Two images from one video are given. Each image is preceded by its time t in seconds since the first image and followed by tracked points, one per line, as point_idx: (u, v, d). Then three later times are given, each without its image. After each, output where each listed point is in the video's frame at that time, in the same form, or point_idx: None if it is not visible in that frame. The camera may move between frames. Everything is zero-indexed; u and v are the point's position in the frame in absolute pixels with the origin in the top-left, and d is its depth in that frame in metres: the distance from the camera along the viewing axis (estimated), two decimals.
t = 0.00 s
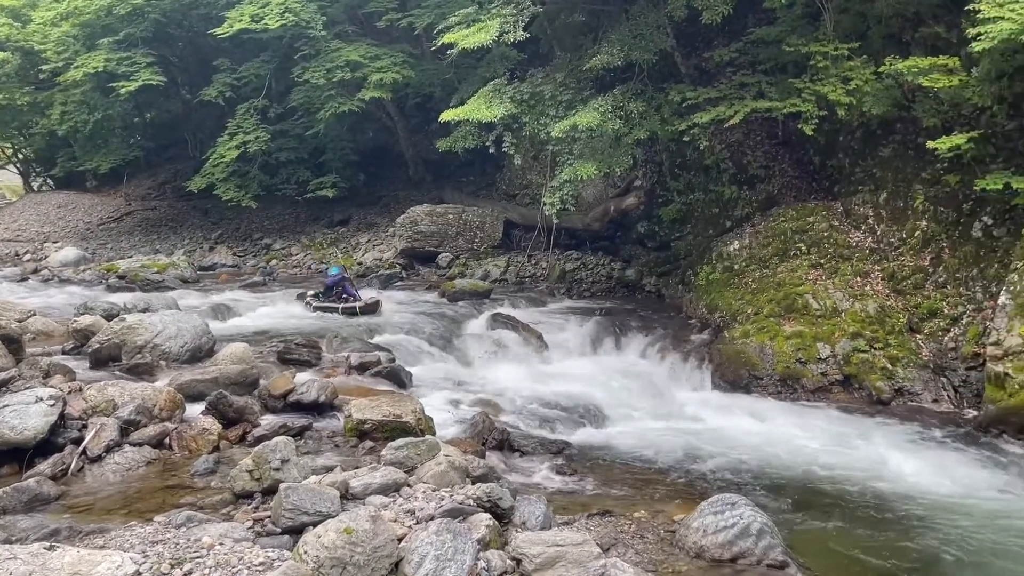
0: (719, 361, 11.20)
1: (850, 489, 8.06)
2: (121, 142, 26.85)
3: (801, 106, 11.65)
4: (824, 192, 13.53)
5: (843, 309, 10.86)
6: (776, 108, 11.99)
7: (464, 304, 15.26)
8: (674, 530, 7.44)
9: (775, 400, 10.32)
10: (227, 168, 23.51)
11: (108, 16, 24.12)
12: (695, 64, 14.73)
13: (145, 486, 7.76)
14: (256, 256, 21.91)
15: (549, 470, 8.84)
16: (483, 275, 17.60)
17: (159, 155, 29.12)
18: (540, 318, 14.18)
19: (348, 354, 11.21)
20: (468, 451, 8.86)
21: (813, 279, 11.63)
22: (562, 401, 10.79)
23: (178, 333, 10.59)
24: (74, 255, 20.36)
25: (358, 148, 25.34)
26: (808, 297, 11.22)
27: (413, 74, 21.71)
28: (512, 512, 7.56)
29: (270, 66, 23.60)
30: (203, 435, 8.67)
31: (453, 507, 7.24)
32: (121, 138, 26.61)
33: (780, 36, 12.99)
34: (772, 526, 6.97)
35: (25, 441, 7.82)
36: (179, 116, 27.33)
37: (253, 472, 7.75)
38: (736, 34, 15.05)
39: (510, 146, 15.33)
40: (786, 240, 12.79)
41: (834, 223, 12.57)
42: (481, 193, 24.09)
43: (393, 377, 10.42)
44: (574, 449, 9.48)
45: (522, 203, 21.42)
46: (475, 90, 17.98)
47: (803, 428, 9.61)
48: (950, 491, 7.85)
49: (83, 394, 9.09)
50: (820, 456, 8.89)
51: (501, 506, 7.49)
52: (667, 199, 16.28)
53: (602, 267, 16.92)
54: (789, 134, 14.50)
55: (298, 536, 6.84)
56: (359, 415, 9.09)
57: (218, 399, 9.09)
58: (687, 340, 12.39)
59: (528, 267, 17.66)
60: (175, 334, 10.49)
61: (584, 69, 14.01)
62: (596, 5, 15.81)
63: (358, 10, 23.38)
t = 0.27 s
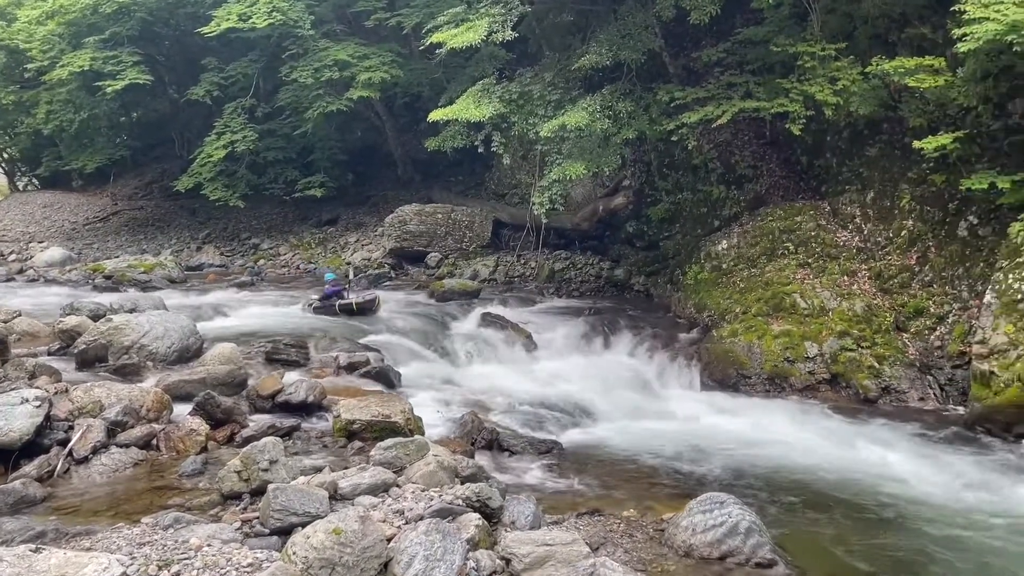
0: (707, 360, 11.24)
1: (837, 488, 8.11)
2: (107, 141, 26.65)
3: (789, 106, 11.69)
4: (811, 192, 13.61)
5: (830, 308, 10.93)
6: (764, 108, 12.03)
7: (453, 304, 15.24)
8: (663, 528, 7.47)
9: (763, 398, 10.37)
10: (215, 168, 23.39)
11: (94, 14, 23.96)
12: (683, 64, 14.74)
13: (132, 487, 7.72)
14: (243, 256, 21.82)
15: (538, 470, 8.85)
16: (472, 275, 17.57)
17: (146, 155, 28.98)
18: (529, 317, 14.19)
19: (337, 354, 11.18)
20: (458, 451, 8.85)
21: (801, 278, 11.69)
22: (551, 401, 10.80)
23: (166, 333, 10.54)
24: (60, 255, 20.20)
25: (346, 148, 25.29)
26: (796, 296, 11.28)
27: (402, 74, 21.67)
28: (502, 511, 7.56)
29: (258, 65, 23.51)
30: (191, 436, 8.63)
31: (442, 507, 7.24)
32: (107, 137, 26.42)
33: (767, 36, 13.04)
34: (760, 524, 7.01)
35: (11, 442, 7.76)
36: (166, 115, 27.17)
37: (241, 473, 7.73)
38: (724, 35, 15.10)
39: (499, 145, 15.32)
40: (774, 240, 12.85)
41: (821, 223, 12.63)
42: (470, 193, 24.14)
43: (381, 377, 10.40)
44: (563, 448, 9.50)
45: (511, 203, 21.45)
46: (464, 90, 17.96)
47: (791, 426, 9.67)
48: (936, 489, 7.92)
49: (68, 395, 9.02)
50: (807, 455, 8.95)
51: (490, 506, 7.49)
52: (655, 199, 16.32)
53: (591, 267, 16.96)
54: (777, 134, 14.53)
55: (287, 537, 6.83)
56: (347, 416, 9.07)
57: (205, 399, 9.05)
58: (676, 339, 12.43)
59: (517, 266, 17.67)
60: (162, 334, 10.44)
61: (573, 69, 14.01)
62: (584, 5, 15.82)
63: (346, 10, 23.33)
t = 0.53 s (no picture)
0: (696, 358, 11.28)
1: (825, 485, 8.16)
2: (94, 139, 26.46)
3: (777, 106, 11.73)
4: (800, 191, 13.68)
5: (818, 306, 10.98)
6: (753, 107, 12.07)
7: (443, 302, 15.25)
8: (652, 527, 7.51)
9: (752, 397, 10.41)
10: (203, 166, 23.27)
11: (80, 11, 23.76)
12: (672, 64, 14.59)
13: (120, 487, 7.68)
14: (231, 255, 21.75)
15: (528, 469, 8.86)
16: (462, 274, 17.58)
17: (133, 153, 28.67)
18: (519, 316, 14.20)
19: (326, 353, 11.16)
20: (448, 450, 8.85)
21: (789, 277, 11.76)
22: (541, 399, 10.81)
23: (154, 332, 10.50)
24: (46, 254, 20.06)
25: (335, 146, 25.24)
26: (784, 295, 11.34)
27: (391, 72, 21.62)
28: (491, 510, 7.57)
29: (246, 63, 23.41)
30: (179, 436, 8.60)
31: (432, 506, 7.24)
32: (94, 135, 26.23)
33: (755, 35, 13.08)
34: (749, 522, 7.05)
35: None
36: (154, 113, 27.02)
37: (230, 472, 7.71)
38: (713, 34, 15.15)
39: (489, 144, 15.31)
40: (762, 239, 12.91)
41: (809, 221, 12.70)
42: (459, 192, 24.23)
43: (371, 376, 10.38)
44: (553, 447, 9.52)
45: (501, 201, 21.80)
46: (453, 88, 17.94)
47: (779, 424, 9.71)
48: (922, 486, 7.98)
49: (55, 394, 8.97)
50: (795, 453, 9.00)
51: (480, 505, 7.50)
52: (645, 197, 16.38)
53: (580, 266, 17.03)
54: (766, 133, 14.59)
55: (276, 537, 6.82)
56: (337, 415, 9.06)
57: (193, 399, 9.02)
58: (665, 337, 12.47)
59: (507, 265, 17.72)
60: (150, 333, 10.40)
61: (563, 68, 14.00)
62: (574, 4, 15.83)
63: (335, 7, 23.25)
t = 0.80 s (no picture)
0: (685, 356, 11.32)
1: (812, 482, 8.22)
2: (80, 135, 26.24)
3: (766, 104, 11.76)
4: (788, 189, 13.74)
5: (806, 304, 11.03)
6: (741, 105, 12.09)
7: (432, 300, 15.23)
8: (641, 524, 7.54)
9: (740, 394, 10.46)
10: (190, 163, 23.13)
11: (66, 6, 23.56)
12: (661, 62, 14.65)
13: (107, 486, 7.65)
14: (219, 253, 21.66)
15: (517, 466, 8.88)
16: (451, 272, 17.58)
17: (119, 149, 28.13)
18: (508, 314, 14.21)
19: (314, 351, 11.14)
20: (437, 448, 8.86)
21: (777, 274, 11.82)
22: (531, 397, 10.83)
23: (141, 330, 10.45)
24: (32, 251, 19.90)
25: (324, 143, 25.16)
26: (773, 292, 11.39)
27: (380, 69, 21.56)
28: (481, 508, 7.59)
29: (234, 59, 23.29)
30: (167, 434, 8.57)
31: (421, 504, 7.25)
32: (80, 131, 26.02)
33: (744, 34, 13.11)
34: (737, 519, 7.10)
35: None
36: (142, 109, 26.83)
37: (218, 470, 7.69)
38: (701, 32, 15.17)
39: (478, 142, 15.31)
40: (750, 236, 12.96)
41: (797, 219, 12.77)
42: (448, 189, 24.27)
43: (360, 374, 10.36)
44: (542, 444, 9.53)
45: (489, 199, 22.00)
46: (442, 86, 17.91)
47: (767, 421, 9.76)
48: (908, 482, 8.06)
49: (41, 393, 8.92)
50: (782, 449, 9.05)
51: (469, 503, 7.52)
52: (634, 195, 16.40)
53: (570, 263, 17.07)
54: (754, 131, 14.63)
55: (264, 535, 6.81)
56: (326, 413, 9.05)
57: (181, 397, 8.99)
58: (654, 335, 12.50)
59: (496, 263, 17.73)
60: (137, 331, 10.35)
61: (552, 65, 13.99)
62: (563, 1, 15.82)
63: (324, 4, 23.15)
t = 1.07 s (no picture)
0: (673, 351, 11.36)
1: (798, 477, 8.27)
2: (65, 130, 26.02)
3: (754, 100, 11.78)
4: (776, 185, 13.81)
5: (793, 300, 11.08)
6: (729, 101, 12.12)
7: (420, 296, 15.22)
8: (629, 519, 7.57)
9: (728, 389, 10.50)
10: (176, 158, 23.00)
11: None
12: (649, 58, 14.68)
13: (93, 483, 7.61)
14: (206, 248, 21.58)
15: (505, 462, 8.89)
16: (439, 268, 17.59)
17: (104, 144, 28.23)
18: (496, 310, 14.21)
19: (302, 347, 11.11)
20: (425, 444, 8.85)
21: (765, 270, 11.87)
22: (519, 393, 10.84)
23: (127, 326, 10.39)
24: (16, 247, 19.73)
25: (311, 138, 25.05)
26: (760, 288, 11.44)
27: (368, 64, 21.48)
28: (469, 503, 7.60)
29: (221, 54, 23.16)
30: (153, 431, 8.53)
31: (409, 500, 7.25)
32: (65, 125, 25.79)
33: (732, 30, 13.12)
34: (724, 514, 7.14)
35: None
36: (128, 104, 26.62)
37: (205, 467, 7.66)
38: (690, 28, 15.18)
39: (466, 137, 15.27)
40: (738, 232, 13.02)
41: (784, 215, 12.83)
42: (436, 185, 24.29)
43: (348, 370, 10.34)
44: (531, 440, 9.54)
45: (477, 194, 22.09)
46: (430, 81, 17.86)
47: (754, 415, 9.82)
48: (893, 476, 8.12)
49: (26, 389, 8.88)
50: (769, 444, 9.11)
51: (457, 498, 7.53)
52: (622, 191, 16.42)
53: (558, 259, 17.11)
54: (742, 127, 14.69)
55: (252, 532, 6.79)
56: (313, 409, 9.03)
57: (168, 393, 8.95)
58: (642, 331, 12.55)
59: (484, 259, 17.76)
60: (123, 327, 10.29)
61: (540, 61, 13.97)
62: None
63: None
